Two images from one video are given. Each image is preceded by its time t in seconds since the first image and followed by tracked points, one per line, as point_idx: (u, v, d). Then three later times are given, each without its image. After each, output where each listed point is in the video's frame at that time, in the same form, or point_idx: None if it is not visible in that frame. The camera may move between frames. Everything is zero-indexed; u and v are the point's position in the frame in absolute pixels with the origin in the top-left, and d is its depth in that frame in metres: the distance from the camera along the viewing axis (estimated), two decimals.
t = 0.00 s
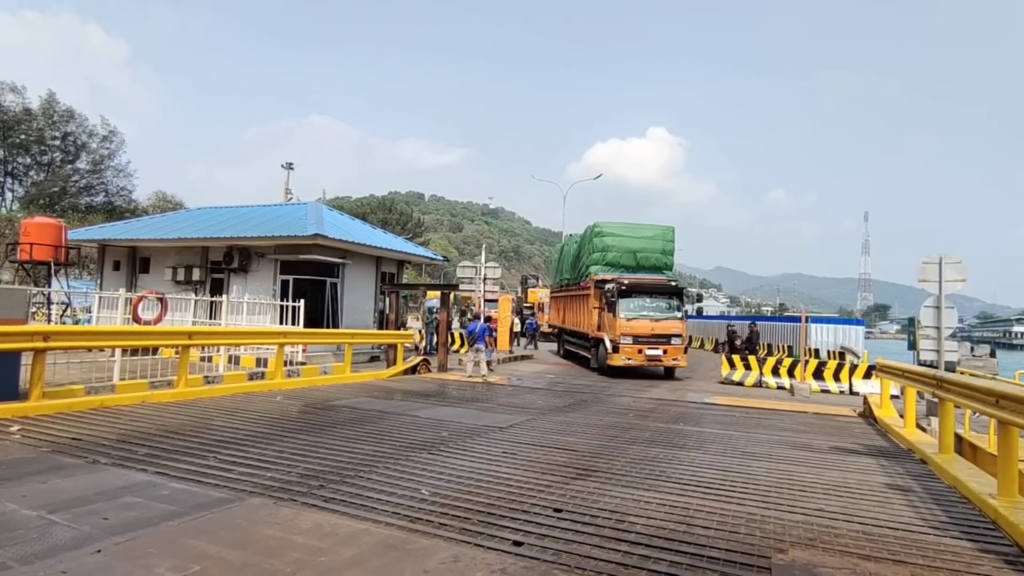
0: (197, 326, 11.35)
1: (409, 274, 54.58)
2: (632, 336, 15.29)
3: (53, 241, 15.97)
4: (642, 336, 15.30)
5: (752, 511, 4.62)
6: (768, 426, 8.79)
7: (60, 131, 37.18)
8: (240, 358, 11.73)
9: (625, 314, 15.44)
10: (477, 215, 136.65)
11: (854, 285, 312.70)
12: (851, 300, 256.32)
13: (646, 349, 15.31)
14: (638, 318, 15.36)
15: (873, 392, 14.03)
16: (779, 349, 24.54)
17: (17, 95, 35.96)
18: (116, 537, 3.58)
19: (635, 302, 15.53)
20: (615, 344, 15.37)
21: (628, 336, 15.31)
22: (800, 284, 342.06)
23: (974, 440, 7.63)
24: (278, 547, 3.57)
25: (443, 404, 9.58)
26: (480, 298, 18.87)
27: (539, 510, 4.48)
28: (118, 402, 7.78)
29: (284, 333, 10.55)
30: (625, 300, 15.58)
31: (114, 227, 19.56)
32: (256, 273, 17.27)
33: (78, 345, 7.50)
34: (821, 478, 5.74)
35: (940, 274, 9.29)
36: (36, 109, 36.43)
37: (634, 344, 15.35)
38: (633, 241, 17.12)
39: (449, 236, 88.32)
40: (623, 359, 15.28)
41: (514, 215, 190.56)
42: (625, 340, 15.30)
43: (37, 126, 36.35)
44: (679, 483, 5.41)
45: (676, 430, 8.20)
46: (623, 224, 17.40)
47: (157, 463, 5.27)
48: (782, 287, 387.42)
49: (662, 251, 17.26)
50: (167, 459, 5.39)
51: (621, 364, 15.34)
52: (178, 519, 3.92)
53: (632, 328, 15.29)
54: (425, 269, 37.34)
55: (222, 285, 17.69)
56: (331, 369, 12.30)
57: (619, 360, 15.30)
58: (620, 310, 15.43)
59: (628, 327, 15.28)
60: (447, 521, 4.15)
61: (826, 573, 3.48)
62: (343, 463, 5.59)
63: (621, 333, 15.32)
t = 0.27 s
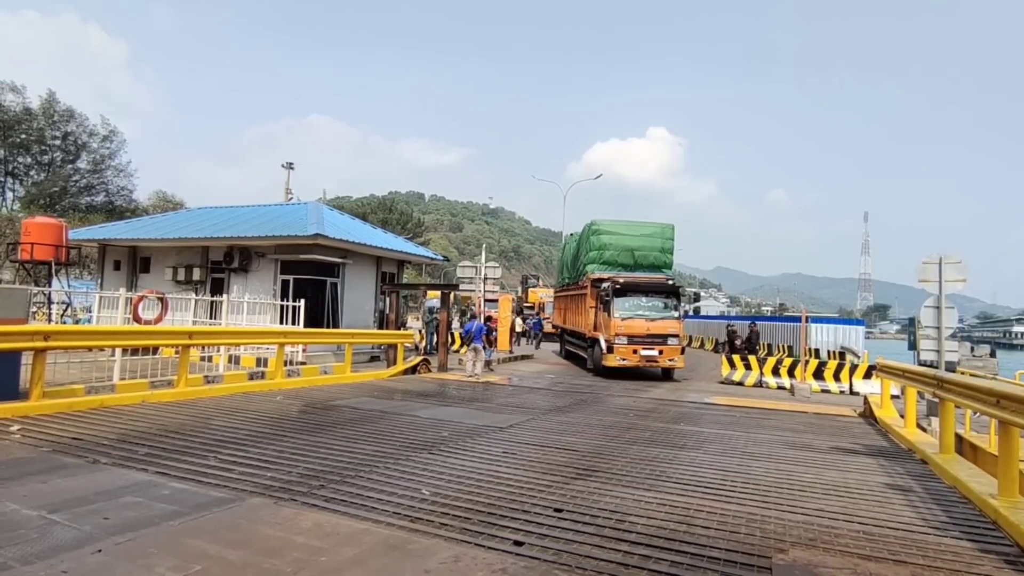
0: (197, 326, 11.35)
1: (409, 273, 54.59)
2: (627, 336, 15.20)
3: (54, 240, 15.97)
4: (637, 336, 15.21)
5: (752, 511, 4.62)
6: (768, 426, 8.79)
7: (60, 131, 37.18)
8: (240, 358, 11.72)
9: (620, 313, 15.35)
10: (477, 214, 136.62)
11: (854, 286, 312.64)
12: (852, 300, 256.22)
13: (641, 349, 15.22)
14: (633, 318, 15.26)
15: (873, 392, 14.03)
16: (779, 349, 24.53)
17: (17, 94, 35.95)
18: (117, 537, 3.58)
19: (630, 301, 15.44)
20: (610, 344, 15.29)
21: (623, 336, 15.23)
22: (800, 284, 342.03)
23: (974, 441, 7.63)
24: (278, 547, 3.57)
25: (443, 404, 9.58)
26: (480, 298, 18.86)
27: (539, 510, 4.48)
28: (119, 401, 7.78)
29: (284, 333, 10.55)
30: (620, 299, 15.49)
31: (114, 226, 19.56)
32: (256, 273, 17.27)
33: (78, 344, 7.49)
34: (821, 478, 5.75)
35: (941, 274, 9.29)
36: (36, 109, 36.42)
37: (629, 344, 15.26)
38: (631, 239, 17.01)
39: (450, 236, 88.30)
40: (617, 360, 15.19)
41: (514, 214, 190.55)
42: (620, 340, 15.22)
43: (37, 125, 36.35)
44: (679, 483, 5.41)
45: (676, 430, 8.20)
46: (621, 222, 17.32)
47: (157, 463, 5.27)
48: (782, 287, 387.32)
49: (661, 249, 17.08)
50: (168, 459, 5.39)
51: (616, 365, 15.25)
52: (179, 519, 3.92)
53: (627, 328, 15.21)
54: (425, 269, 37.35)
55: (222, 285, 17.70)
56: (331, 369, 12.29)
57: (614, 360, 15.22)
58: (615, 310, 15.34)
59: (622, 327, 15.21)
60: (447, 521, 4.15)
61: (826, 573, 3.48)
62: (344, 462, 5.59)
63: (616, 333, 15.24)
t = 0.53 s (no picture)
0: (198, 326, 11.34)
1: (409, 273, 54.58)
2: (621, 336, 15.09)
3: (54, 240, 15.97)
4: (631, 337, 15.08)
5: (753, 511, 4.62)
6: (768, 426, 8.78)
7: (60, 131, 37.14)
8: (240, 358, 11.72)
9: (613, 313, 15.27)
10: (477, 214, 136.61)
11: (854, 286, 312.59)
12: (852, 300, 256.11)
13: (635, 350, 15.08)
14: (627, 318, 15.15)
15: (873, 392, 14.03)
16: (780, 349, 24.52)
17: (17, 94, 35.92)
18: (118, 537, 3.58)
19: (624, 301, 15.34)
20: (604, 344, 15.20)
21: (617, 337, 15.12)
22: (800, 284, 342.04)
23: (975, 441, 7.62)
24: (279, 547, 3.57)
25: (443, 404, 9.57)
26: (480, 298, 18.84)
27: (540, 510, 4.48)
28: (119, 401, 7.77)
29: (284, 333, 10.54)
30: (614, 299, 15.41)
31: (114, 226, 19.56)
32: (256, 272, 17.26)
33: (79, 344, 7.48)
34: (822, 478, 5.74)
35: (941, 274, 9.28)
36: (36, 108, 36.39)
37: (623, 345, 15.14)
38: (628, 238, 16.76)
39: (449, 236, 88.29)
40: (611, 361, 15.08)
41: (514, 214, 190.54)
42: (613, 340, 15.11)
43: (37, 125, 36.32)
44: (680, 483, 5.41)
45: (676, 430, 8.19)
46: (618, 220, 17.07)
47: (158, 463, 5.26)
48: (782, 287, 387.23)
49: (659, 247, 16.75)
50: (168, 459, 5.38)
51: (610, 366, 15.14)
52: (180, 519, 3.92)
53: (621, 328, 15.09)
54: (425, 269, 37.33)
55: (222, 285, 17.69)
56: (332, 369, 12.29)
57: (607, 361, 15.11)
58: (608, 309, 15.26)
59: (616, 327, 15.10)
60: (448, 521, 4.14)
61: (828, 573, 3.48)
62: (344, 462, 5.59)
63: (609, 333, 15.14)
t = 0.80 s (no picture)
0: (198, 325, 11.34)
1: (409, 273, 54.58)
2: (614, 337, 15.00)
3: (54, 240, 15.96)
4: (624, 337, 14.99)
5: (752, 512, 4.62)
6: (768, 426, 8.79)
7: (60, 130, 37.13)
8: (240, 358, 11.72)
9: (607, 313, 15.21)
10: (477, 214, 136.60)
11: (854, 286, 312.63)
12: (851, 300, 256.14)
13: (627, 351, 14.97)
14: (620, 317, 15.05)
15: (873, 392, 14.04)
16: (780, 349, 24.52)
17: (16, 94, 35.90)
18: (117, 537, 3.58)
19: (617, 300, 15.28)
20: (597, 344, 15.11)
21: (610, 337, 15.04)
22: (800, 284, 342.05)
23: (975, 441, 7.63)
24: (278, 547, 3.57)
25: (443, 404, 9.57)
26: (480, 298, 18.84)
27: (539, 510, 4.48)
28: (119, 401, 7.78)
29: (284, 333, 10.54)
30: (607, 298, 15.34)
31: (114, 226, 19.55)
32: (256, 272, 17.26)
33: (79, 344, 7.48)
34: (821, 478, 5.75)
35: (941, 274, 9.29)
36: (36, 108, 36.39)
37: (615, 345, 15.04)
38: (624, 235, 16.74)
39: (449, 236, 88.27)
40: (604, 361, 14.99)
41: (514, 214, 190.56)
42: (606, 341, 15.03)
43: (36, 125, 36.31)
44: (679, 483, 5.42)
45: (675, 430, 8.20)
46: (615, 219, 17.09)
47: (157, 463, 5.26)
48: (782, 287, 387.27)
49: (656, 245, 16.66)
50: (168, 459, 5.38)
51: (603, 366, 15.05)
52: (179, 519, 3.92)
53: (613, 328, 15.02)
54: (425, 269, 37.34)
55: (222, 285, 17.70)
56: (331, 369, 12.30)
57: (600, 362, 15.01)
58: (602, 309, 15.19)
59: (608, 327, 15.00)
60: (447, 521, 4.15)
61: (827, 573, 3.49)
62: (343, 462, 5.59)
63: (602, 333, 15.07)
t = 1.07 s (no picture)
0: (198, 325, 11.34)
1: (409, 273, 54.61)
2: (606, 337, 14.63)
3: (53, 240, 15.96)
4: (616, 337, 14.60)
5: (752, 512, 4.62)
6: (767, 426, 8.79)
7: (60, 130, 37.12)
8: (239, 358, 11.70)
9: (599, 313, 14.85)
10: (477, 214, 136.59)
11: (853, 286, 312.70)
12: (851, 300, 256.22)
13: (619, 352, 14.58)
14: (612, 317, 14.67)
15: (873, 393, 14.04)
16: (779, 349, 24.53)
17: (16, 93, 35.88)
18: (116, 537, 3.57)
19: (610, 300, 14.92)
20: (589, 345, 14.76)
21: (602, 337, 14.68)
22: (800, 284, 342.09)
23: (974, 441, 7.63)
24: (277, 547, 3.56)
25: (443, 404, 9.56)
26: (480, 298, 18.84)
27: (539, 510, 4.48)
28: (118, 401, 7.78)
29: (283, 333, 10.54)
30: (600, 298, 14.99)
31: (114, 226, 19.53)
32: (256, 272, 17.25)
33: (79, 344, 7.48)
34: (820, 478, 5.74)
35: (940, 274, 9.29)
36: (36, 108, 36.39)
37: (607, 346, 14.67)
38: (620, 234, 16.71)
39: (449, 236, 88.25)
40: (596, 362, 14.62)
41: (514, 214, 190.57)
42: (598, 341, 14.68)
43: (36, 124, 36.30)
44: (679, 483, 5.41)
45: (675, 430, 8.19)
46: (611, 217, 17.04)
47: (156, 463, 5.25)
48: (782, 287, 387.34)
49: (653, 244, 16.65)
50: (167, 459, 5.38)
51: (595, 368, 14.68)
52: (178, 519, 3.91)
53: (605, 329, 14.65)
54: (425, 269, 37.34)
55: (222, 284, 17.70)
56: (331, 369, 12.30)
57: (592, 363, 14.65)
58: (594, 309, 14.87)
59: (601, 327, 14.63)
60: (446, 521, 4.14)
61: (826, 573, 3.48)
62: (342, 462, 5.58)
63: (594, 334, 14.70)
